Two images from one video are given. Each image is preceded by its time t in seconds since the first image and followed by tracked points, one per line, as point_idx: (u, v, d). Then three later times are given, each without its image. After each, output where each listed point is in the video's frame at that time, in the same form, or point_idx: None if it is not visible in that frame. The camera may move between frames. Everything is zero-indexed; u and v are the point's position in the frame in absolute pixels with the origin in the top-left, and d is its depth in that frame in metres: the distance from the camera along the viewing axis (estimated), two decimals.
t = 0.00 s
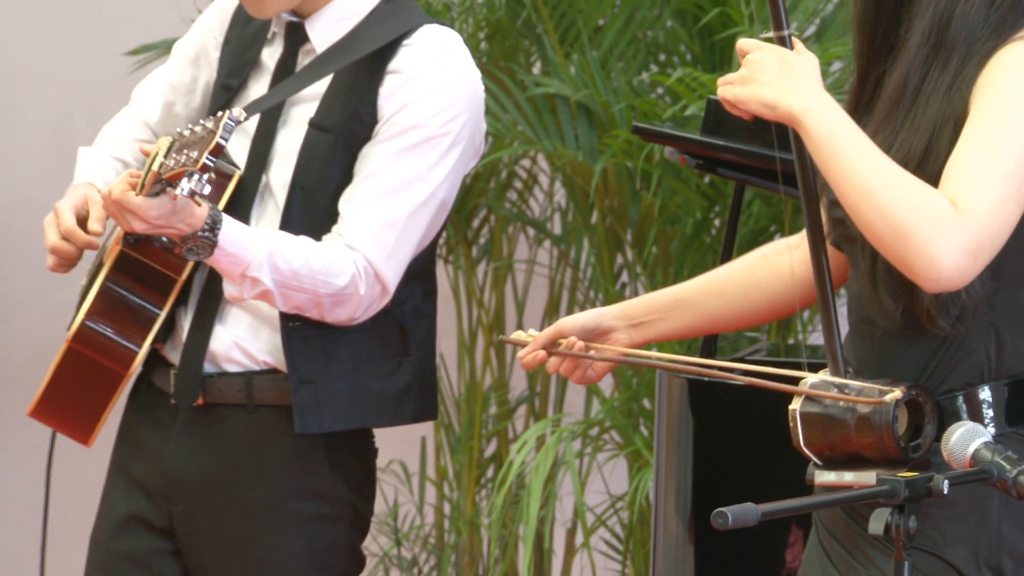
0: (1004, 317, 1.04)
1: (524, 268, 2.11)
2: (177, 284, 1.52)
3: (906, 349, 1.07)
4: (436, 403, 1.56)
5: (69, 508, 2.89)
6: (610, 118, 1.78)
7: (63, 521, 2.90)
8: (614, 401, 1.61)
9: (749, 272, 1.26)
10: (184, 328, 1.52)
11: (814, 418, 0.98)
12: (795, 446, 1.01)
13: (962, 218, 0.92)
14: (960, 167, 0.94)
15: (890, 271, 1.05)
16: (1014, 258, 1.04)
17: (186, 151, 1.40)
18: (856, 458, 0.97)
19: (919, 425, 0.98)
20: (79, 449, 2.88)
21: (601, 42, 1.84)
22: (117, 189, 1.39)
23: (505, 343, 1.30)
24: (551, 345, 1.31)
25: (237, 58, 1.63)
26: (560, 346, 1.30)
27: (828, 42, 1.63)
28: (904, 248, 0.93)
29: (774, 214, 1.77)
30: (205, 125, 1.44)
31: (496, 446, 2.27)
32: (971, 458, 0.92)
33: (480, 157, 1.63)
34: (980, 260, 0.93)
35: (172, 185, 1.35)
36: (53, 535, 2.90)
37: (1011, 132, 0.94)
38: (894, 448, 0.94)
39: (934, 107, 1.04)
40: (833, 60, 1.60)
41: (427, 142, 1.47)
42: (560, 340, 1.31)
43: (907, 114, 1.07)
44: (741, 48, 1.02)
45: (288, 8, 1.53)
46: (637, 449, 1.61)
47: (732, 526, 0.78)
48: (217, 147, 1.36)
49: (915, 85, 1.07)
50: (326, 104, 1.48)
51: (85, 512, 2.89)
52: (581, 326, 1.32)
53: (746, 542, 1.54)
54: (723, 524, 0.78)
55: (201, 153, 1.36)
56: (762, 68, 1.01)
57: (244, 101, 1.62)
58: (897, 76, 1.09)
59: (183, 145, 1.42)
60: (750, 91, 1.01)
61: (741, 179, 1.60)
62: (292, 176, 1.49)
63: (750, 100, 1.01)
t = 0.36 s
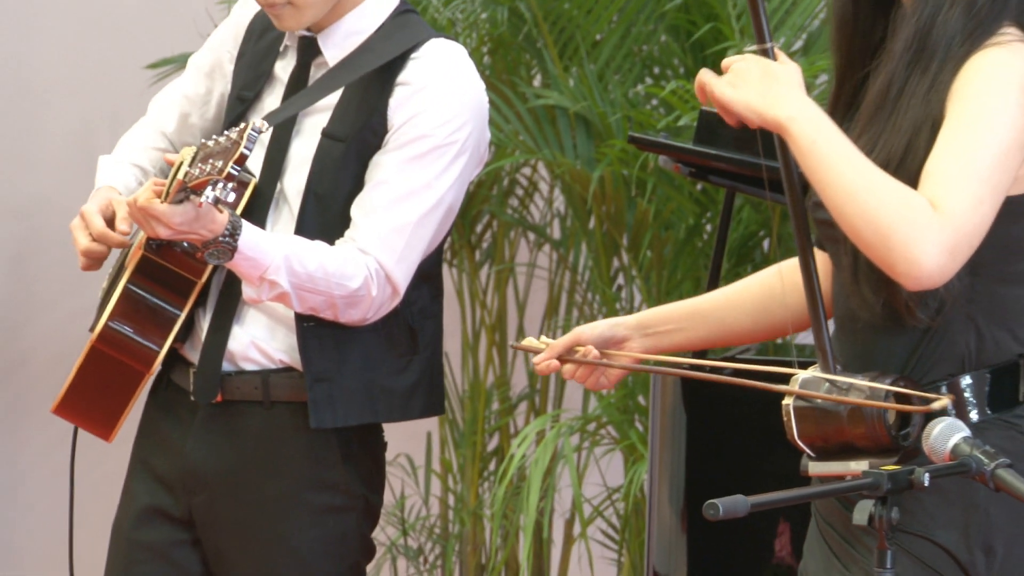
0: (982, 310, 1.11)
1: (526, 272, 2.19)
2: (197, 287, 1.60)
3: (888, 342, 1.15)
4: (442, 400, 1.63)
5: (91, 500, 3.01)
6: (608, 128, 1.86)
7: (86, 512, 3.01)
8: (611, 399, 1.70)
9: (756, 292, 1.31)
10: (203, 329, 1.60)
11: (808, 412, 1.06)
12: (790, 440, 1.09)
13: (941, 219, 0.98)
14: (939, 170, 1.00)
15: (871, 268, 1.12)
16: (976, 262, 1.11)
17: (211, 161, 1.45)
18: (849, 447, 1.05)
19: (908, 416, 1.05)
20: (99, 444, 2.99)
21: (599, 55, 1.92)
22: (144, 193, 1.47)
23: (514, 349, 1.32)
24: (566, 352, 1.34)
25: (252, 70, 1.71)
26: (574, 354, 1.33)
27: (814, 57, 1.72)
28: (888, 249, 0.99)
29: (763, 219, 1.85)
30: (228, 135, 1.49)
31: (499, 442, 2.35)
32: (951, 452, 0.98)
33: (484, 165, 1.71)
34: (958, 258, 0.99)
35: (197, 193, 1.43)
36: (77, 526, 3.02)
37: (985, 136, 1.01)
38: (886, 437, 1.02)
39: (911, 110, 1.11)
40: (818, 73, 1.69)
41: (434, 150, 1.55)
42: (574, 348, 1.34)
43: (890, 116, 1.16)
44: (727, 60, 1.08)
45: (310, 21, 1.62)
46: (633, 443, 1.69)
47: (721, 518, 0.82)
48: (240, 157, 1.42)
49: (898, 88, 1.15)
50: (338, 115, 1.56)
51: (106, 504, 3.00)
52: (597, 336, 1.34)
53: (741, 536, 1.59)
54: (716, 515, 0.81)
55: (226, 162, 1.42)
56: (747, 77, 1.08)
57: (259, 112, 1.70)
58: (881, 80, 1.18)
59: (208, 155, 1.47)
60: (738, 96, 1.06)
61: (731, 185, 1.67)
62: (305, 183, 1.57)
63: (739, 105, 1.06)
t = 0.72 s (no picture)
0: (956, 317, 1.20)
1: (522, 281, 2.28)
2: (210, 295, 1.67)
3: (874, 344, 1.22)
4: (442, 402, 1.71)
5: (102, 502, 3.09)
6: (601, 143, 1.95)
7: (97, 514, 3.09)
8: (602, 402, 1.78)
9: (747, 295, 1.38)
10: (214, 335, 1.68)
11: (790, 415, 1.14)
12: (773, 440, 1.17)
13: (924, 231, 1.05)
14: (920, 186, 1.08)
15: (857, 274, 1.20)
16: (955, 275, 1.19)
17: (228, 174, 1.53)
18: (827, 449, 1.14)
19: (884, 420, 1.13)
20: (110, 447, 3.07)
21: (592, 74, 2.01)
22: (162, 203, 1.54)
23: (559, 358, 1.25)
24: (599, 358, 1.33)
25: (260, 89, 1.79)
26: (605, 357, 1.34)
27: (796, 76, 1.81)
28: (874, 260, 1.05)
29: (749, 230, 1.94)
30: (244, 149, 1.55)
31: (497, 442, 2.43)
32: (929, 453, 1.04)
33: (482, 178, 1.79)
34: (940, 268, 1.06)
35: (213, 206, 1.51)
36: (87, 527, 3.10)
37: (961, 154, 1.08)
38: (862, 440, 1.11)
39: (893, 126, 1.18)
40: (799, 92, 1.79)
41: (436, 165, 1.63)
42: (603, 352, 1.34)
43: (871, 134, 1.23)
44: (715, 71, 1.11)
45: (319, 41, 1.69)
46: (624, 444, 1.78)
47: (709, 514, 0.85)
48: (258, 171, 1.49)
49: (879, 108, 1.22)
50: (343, 131, 1.64)
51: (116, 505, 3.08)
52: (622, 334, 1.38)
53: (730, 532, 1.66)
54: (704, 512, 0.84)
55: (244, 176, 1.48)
56: (735, 93, 1.11)
57: (267, 128, 1.79)
58: (863, 100, 1.24)
59: (225, 167, 1.55)
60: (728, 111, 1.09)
61: (717, 198, 1.76)
62: (312, 196, 1.65)
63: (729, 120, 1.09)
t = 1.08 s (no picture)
0: (934, 328, 1.27)
1: (519, 293, 2.36)
2: (216, 305, 1.74)
3: (853, 351, 1.30)
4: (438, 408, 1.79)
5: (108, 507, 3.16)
6: (594, 161, 2.03)
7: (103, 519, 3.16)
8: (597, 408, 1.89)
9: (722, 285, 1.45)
10: (220, 342, 1.75)
11: (771, 419, 1.22)
12: (756, 443, 1.25)
13: (906, 235, 1.12)
14: (903, 194, 1.15)
15: (841, 281, 1.27)
16: (941, 288, 1.27)
17: (231, 187, 1.59)
18: (807, 452, 1.21)
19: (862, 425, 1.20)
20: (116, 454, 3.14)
21: (586, 96, 2.11)
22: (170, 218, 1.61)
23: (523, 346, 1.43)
24: (563, 351, 1.46)
25: (266, 109, 1.85)
26: (571, 352, 1.45)
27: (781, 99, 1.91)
28: (860, 263, 1.12)
29: (736, 244, 2.02)
30: (246, 162, 1.63)
31: (496, 446, 2.51)
32: (908, 456, 1.12)
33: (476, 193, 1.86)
34: (923, 270, 1.13)
35: (216, 217, 1.57)
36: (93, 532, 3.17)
37: (942, 165, 1.16)
38: (840, 444, 1.18)
39: (877, 140, 1.25)
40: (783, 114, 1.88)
41: (433, 181, 1.70)
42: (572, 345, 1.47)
43: (856, 150, 1.28)
44: (708, 92, 1.21)
45: (320, 62, 1.75)
46: (617, 448, 1.87)
47: (699, 516, 0.93)
48: (258, 184, 1.53)
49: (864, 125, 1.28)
50: (344, 148, 1.71)
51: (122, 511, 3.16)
52: (591, 328, 1.48)
53: (716, 533, 1.74)
54: (694, 514, 0.93)
55: (244, 188, 1.53)
56: (727, 112, 1.20)
57: (272, 146, 1.85)
58: (849, 119, 1.31)
59: (229, 182, 1.61)
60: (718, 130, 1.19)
61: (705, 214, 1.84)
62: (315, 211, 1.72)
63: (720, 137, 1.18)
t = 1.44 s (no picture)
0: (915, 341, 1.33)
1: (521, 303, 2.45)
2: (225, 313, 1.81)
3: (836, 360, 1.35)
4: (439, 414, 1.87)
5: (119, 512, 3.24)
6: (592, 176, 2.13)
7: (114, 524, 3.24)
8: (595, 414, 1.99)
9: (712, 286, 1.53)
10: (231, 349, 1.83)
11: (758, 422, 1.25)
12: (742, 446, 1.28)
13: (881, 256, 1.17)
14: (880, 215, 1.20)
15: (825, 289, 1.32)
16: (918, 301, 1.32)
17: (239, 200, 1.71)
18: (791, 455, 1.25)
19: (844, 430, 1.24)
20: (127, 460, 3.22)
21: (584, 114, 2.21)
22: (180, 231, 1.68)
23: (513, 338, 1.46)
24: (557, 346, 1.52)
25: (276, 127, 1.93)
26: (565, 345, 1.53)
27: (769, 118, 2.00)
28: (836, 282, 1.17)
29: (727, 256, 2.11)
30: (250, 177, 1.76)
31: (497, 449, 2.59)
32: (892, 459, 1.17)
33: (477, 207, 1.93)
34: (896, 290, 1.18)
35: (225, 229, 1.68)
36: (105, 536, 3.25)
37: (917, 190, 1.21)
38: (822, 448, 1.21)
39: (862, 151, 1.30)
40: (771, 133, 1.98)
41: (438, 200, 1.77)
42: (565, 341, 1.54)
43: (841, 165, 1.33)
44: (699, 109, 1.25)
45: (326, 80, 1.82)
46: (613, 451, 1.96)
47: (692, 517, 0.99)
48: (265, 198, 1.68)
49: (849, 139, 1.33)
50: (352, 164, 1.79)
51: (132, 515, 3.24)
52: (585, 326, 1.57)
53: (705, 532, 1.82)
54: (687, 515, 0.99)
55: (252, 202, 1.69)
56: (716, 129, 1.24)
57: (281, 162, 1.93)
58: (835, 134, 1.35)
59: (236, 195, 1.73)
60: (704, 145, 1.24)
61: (698, 227, 1.92)
62: (323, 225, 1.79)
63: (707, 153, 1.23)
